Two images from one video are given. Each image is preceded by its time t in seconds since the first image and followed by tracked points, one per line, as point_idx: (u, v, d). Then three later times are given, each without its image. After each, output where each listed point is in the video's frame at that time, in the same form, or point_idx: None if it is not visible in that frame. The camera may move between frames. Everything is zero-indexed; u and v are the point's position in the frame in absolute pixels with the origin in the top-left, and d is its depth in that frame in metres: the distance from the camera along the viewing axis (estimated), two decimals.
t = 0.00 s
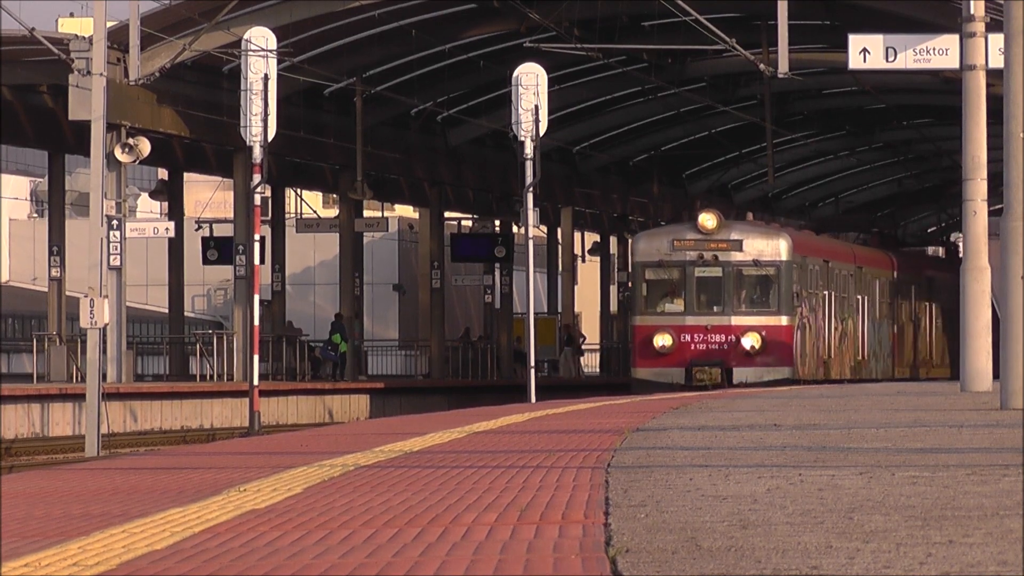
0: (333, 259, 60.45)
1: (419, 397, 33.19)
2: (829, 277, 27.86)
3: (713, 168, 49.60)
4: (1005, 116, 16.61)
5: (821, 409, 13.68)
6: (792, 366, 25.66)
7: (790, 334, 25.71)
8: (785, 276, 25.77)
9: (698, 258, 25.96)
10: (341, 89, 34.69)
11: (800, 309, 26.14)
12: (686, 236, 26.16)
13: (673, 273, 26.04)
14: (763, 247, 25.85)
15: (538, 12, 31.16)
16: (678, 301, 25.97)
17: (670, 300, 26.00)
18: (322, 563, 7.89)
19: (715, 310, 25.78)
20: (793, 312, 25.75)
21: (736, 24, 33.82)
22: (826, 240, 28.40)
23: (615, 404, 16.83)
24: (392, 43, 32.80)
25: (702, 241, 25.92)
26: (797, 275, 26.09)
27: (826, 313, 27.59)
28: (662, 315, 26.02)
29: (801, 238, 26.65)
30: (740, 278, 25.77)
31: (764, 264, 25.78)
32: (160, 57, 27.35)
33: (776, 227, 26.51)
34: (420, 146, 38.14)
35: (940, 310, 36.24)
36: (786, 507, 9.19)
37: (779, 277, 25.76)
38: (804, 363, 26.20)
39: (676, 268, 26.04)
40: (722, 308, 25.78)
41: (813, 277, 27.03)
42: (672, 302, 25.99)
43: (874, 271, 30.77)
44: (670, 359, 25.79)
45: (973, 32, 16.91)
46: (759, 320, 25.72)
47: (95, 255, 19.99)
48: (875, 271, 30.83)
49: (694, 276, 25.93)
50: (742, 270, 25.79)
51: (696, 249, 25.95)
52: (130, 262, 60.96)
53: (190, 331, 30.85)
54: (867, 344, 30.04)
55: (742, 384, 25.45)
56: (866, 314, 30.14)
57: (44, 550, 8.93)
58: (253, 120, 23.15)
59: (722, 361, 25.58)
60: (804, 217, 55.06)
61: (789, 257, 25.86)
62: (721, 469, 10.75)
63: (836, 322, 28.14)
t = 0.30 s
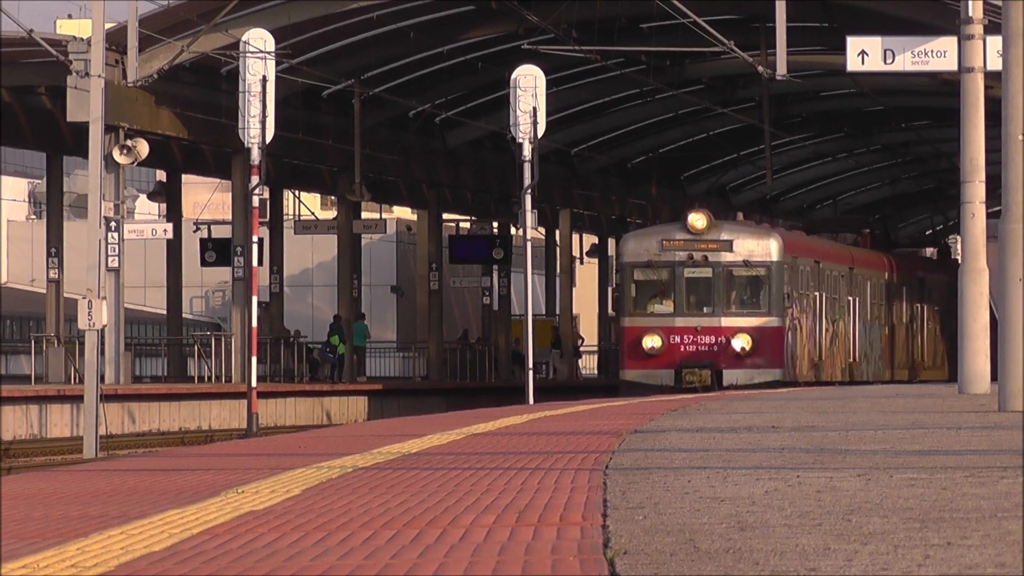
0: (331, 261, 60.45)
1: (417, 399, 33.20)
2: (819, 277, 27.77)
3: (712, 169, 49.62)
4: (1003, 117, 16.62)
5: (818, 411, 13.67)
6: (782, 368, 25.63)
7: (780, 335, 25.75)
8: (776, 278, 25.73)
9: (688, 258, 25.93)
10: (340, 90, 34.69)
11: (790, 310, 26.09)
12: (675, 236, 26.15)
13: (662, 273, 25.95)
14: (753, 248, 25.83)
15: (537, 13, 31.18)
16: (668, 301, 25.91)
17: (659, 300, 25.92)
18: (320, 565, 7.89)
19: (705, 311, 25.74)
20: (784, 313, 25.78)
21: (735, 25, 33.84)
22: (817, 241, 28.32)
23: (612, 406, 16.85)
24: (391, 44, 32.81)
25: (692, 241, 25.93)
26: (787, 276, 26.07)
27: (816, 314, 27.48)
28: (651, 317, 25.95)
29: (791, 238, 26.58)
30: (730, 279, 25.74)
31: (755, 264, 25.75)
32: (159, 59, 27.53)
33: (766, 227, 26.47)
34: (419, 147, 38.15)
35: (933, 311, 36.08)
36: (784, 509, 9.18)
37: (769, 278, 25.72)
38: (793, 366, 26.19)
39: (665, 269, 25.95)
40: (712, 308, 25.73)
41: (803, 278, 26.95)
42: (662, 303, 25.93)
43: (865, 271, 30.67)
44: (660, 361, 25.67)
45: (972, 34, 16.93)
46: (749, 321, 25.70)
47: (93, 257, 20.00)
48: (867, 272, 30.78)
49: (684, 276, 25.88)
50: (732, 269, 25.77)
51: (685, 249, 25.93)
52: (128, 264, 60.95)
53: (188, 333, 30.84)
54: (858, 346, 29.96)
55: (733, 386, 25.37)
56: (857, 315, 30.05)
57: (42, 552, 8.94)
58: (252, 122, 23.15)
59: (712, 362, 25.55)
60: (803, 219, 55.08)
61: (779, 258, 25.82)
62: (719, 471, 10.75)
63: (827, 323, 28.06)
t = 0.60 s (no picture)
0: (331, 262, 60.46)
1: (417, 401, 33.20)
2: (812, 277, 27.61)
3: (712, 170, 49.65)
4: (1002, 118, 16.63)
5: (817, 413, 13.65)
6: (775, 369, 25.41)
7: (773, 335, 25.52)
8: (768, 278, 25.57)
9: (679, 258, 25.75)
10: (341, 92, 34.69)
11: (783, 311, 25.87)
12: (667, 235, 25.99)
13: (653, 273, 25.81)
14: (745, 248, 25.66)
15: (537, 15, 31.19)
16: (659, 301, 25.77)
17: (651, 300, 25.79)
18: (319, 567, 7.88)
19: (697, 311, 25.56)
20: (776, 313, 25.56)
21: (734, 27, 33.85)
22: (810, 240, 28.17)
23: (612, 408, 16.84)
24: (390, 46, 32.81)
25: (683, 241, 25.75)
26: (780, 276, 25.84)
27: (809, 313, 27.30)
28: (643, 316, 25.83)
29: (784, 237, 26.39)
30: (722, 279, 25.57)
31: (747, 264, 25.57)
32: (158, 62, 27.45)
33: (759, 227, 26.28)
34: (419, 148, 38.15)
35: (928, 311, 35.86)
36: (784, 511, 9.18)
37: (761, 278, 25.55)
38: (788, 366, 25.97)
39: (657, 269, 25.81)
40: (704, 309, 25.56)
41: (796, 278, 26.77)
42: (653, 303, 25.79)
43: (859, 272, 30.50)
44: (651, 362, 25.60)
45: (971, 36, 16.90)
46: (741, 321, 25.52)
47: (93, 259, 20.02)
48: (860, 272, 30.56)
49: (675, 276, 25.72)
50: (724, 270, 25.59)
51: (676, 249, 25.74)
52: (127, 265, 60.98)
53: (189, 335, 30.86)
54: (852, 346, 29.79)
55: (724, 388, 25.24)
56: (850, 316, 29.89)
57: (41, 554, 8.94)
58: (251, 123, 23.15)
59: (704, 363, 25.40)
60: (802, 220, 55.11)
61: (771, 258, 25.65)
62: (719, 472, 10.72)
63: (819, 324, 27.91)
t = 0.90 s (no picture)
0: (331, 263, 60.51)
1: (417, 401, 33.19)
2: (805, 276, 27.19)
3: (712, 170, 49.64)
4: (1003, 118, 16.64)
5: (817, 413, 13.64)
6: (768, 370, 24.83)
7: (765, 335, 24.95)
8: (760, 276, 25.03)
9: (670, 257, 25.17)
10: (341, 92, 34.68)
11: (776, 310, 25.32)
12: (658, 233, 25.33)
13: (644, 272, 25.23)
14: (737, 246, 25.10)
15: (537, 15, 31.21)
16: (650, 301, 25.18)
17: (641, 300, 25.21)
18: (319, 567, 7.88)
19: (688, 311, 24.99)
20: (769, 313, 25.02)
21: (734, 27, 33.86)
22: (804, 239, 27.65)
23: (611, 409, 16.82)
24: (390, 46, 32.83)
25: (675, 239, 25.13)
26: (773, 275, 25.34)
27: (802, 314, 26.90)
28: (633, 316, 25.22)
29: (776, 236, 25.88)
30: (714, 278, 25.03)
31: (739, 263, 25.04)
32: (159, 62, 27.43)
33: (751, 224, 25.73)
34: (419, 148, 38.16)
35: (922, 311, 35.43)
36: (784, 511, 9.18)
37: (754, 277, 25.01)
38: (779, 366, 25.41)
39: (648, 268, 25.23)
40: (696, 308, 25.01)
41: (789, 278, 26.28)
42: (644, 303, 25.20)
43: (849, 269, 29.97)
44: (641, 362, 24.97)
45: (972, 36, 16.88)
46: (733, 321, 24.96)
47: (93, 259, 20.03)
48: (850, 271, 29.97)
49: (666, 275, 25.14)
50: (716, 269, 25.04)
51: (667, 248, 25.15)
52: (127, 266, 61.02)
53: (189, 335, 30.87)
54: (845, 347, 29.51)
55: (716, 389, 24.63)
56: (843, 316, 29.46)
57: (41, 554, 8.95)
58: (251, 124, 23.16)
59: (695, 364, 24.82)
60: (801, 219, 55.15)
61: (764, 256, 25.10)
62: (719, 473, 10.73)
63: (813, 324, 27.48)
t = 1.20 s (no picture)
0: (332, 264, 60.59)
1: (417, 402, 33.19)
2: (799, 275, 26.87)
3: (712, 171, 49.61)
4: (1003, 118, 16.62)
5: (819, 414, 13.64)
6: (760, 370, 24.76)
7: (758, 335, 24.81)
8: (753, 276, 24.81)
9: (662, 256, 25.05)
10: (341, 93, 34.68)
11: (769, 310, 25.12)
12: (649, 232, 25.23)
13: (635, 271, 25.08)
14: (730, 245, 24.92)
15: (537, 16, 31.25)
16: (642, 301, 25.05)
17: (633, 300, 25.07)
18: (321, 568, 7.88)
19: (680, 311, 24.89)
20: (762, 313, 24.85)
21: (734, 28, 33.89)
22: (797, 238, 27.30)
23: (611, 410, 16.81)
24: (391, 48, 32.85)
25: (666, 238, 25.02)
26: (766, 275, 25.06)
27: (796, 313, 26.64)
28: (624, 316, 25.15)
29: (770, 235, 25.57)
30: (706, 278, 24.86)
31: (732, 262, 24.85)
32: (160, 62, 27.27)
33: (745, 223, 25.47)
34: (419, 149, 38.15)
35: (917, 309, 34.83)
36: (785, 511, 9.19)
37: (746, 277, 24.80)
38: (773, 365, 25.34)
39: (639, 268, 25.09)
40: (687, 309, 24.89)
41: (783, 277, 25.96)
42: (635, 303, 25.08)
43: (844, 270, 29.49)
44: (633, 363, 24.99)
45: (972, 36, 16.92)
46: (725, 321, 24.84)
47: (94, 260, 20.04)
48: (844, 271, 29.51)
49: (657, 275, 25.02)
50: (708, 268, 24.88)
51: (659, 248, 25.03)
52: (128, 267, 61.10)
53: (190, 337, 30.89)
54: (839, 347, 29.11)
55: (708, 390, 24.63)
56: (838, 316, 29.02)
57: (42, 555, 8.96)
58: (252, 125, 23.18)
59: (687, 365, 24.78)
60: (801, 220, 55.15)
61: (757, 256, 24.86)
62: (720, 473, 10.73)
63: (807, 323, 27.23)
